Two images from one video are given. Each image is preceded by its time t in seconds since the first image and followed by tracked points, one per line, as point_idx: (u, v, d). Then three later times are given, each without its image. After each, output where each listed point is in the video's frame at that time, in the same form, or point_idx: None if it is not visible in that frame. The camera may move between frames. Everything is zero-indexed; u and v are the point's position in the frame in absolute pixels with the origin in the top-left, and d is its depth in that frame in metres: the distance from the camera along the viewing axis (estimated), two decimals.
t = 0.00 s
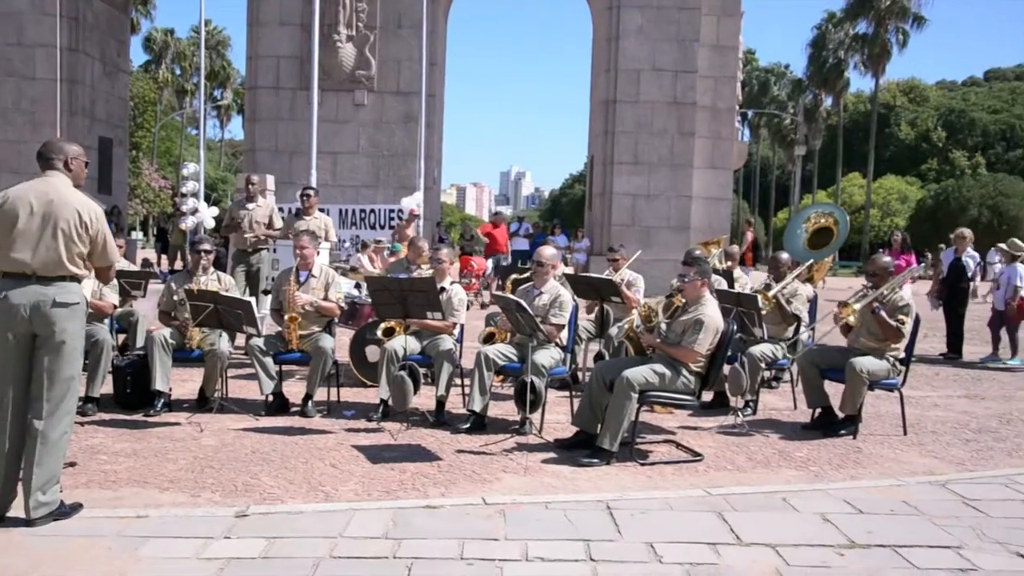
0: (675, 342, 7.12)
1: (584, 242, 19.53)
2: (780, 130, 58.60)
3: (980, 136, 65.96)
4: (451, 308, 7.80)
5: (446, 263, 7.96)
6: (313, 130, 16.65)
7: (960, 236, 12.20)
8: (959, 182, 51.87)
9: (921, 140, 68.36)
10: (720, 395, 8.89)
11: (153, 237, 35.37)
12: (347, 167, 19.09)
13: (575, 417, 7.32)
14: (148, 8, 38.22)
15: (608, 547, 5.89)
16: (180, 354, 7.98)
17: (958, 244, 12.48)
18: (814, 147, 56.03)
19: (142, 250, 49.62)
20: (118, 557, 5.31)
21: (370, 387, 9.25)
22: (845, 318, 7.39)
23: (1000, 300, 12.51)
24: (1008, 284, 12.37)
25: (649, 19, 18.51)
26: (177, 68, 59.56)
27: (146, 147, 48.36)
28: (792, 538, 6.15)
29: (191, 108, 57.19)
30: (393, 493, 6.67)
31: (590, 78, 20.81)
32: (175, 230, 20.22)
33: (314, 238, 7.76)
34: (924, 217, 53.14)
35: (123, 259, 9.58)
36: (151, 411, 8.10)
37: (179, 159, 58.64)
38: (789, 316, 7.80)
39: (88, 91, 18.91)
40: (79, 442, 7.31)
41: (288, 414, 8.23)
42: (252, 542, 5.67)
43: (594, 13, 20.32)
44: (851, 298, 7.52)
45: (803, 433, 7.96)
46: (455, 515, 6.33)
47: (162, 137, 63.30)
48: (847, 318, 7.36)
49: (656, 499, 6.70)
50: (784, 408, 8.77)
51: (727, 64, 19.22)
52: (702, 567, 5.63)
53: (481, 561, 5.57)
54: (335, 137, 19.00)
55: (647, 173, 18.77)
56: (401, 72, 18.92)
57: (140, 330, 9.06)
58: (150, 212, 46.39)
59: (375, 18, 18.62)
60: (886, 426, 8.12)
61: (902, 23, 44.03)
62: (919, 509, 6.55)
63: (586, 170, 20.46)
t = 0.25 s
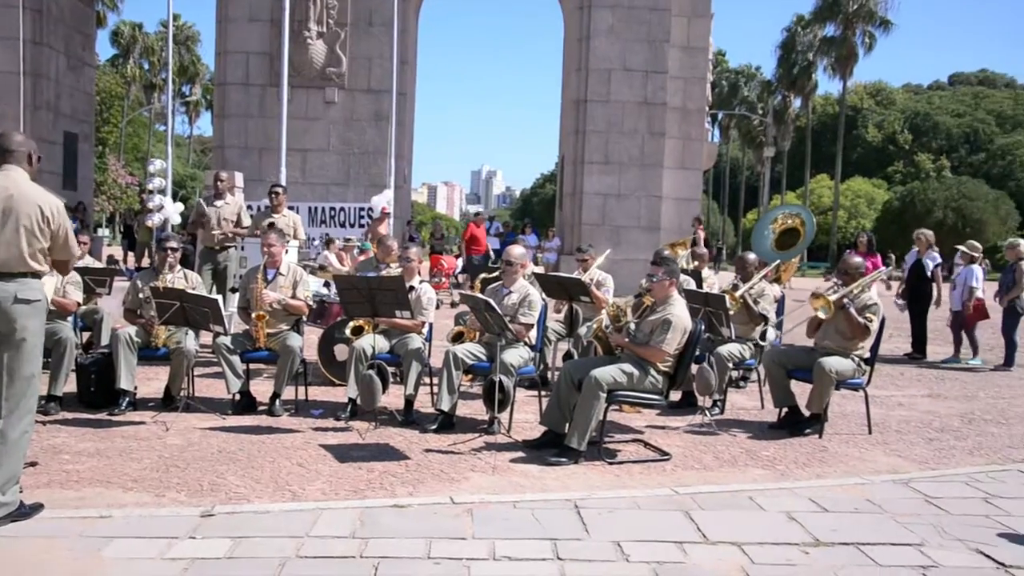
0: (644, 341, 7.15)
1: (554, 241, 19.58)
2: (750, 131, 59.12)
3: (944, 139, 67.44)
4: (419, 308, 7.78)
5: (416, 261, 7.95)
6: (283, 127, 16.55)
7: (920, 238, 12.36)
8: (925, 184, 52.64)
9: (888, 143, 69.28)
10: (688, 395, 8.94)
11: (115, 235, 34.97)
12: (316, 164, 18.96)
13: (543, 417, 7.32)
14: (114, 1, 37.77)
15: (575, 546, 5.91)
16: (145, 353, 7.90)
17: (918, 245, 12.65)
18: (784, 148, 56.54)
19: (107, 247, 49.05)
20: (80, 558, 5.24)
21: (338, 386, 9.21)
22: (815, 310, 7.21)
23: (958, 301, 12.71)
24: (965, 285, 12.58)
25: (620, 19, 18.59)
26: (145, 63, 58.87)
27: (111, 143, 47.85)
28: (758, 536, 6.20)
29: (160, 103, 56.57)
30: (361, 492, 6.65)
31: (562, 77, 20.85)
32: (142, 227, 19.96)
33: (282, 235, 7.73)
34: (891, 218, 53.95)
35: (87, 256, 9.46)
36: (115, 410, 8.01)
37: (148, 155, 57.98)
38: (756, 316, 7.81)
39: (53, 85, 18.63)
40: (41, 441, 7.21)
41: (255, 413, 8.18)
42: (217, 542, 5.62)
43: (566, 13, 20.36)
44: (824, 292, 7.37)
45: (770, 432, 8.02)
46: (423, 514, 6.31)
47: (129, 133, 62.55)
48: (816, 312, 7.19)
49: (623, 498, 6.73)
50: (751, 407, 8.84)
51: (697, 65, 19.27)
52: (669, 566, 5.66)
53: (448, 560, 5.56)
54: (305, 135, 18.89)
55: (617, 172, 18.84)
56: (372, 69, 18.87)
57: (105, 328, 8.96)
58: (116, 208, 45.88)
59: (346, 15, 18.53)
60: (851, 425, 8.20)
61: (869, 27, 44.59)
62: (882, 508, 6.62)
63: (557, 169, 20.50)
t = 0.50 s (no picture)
0: (615, 342, 7.17)
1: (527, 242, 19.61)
2: (722, 133, 59.50)
3: (910, 141, 68.85)
4: (392, 310, 7.74)
5: (387, 263, 7.92)
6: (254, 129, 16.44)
7: (885, 239, 12.46)
8: (893, 185, 53.35)
9: (857, 144, 70.10)
10: (660, 395, 8.98)
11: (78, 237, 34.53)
12: (288, 166, 18.88)
13: (515, 418, 7.32)
14: (79, 1, 37.29)
15: (547, 547, 5.91)
16: (114, 356, 7.82)
17: (883, 246, 12.76)
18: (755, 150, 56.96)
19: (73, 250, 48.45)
20: (46, 566, 5.17)
21: (310, 389, 9.16)
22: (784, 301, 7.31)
23: (921, 299, 12.88)
24: (928, 283, 12.74)
25: (592, 21, 18.64)
26: (113, 63, 58.19)
27: (78, 144, 47.31)
28: (730, 535, 6.24)
29: (128, 104, 55.95)
30: (333, 496, 6.61)
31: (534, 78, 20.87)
32: (110, 229, 19.65)
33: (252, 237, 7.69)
34: (860, 219, 54.71)
35: (53, 258, 9.34)
36: (83, 415, 7.91)
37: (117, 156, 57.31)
38: (727, 316, 7.87)
39: (18, 84, 18.35)
40: (7, 447, 7.10)
41: (226, 416, 8.12)
42: (187, 547, 5.57)
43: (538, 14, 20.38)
44: (798, 283, 7.44)
45: (742, 432, 8.07)
46: (395, 517, 6.29)
47: (97, 134, 61.79)
48: (786, 303, 7.29)
49: (596, 499, 6.74)
50: (723, 407, 8.89)
51: (668, 66, 19.32)
52: (641, 566, 5.68)
53: (421, 563, 5.55)
54: (277, 136, 18.77)
55: (590, 174, 18.89)
56: (343, 70, 18.80)
57: (72, 332, 8.85)
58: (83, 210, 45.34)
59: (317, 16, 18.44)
60: (821, 424, 8.27)
61: (837, 29, 45.05)
62: (852, 506, 6.68)
63: (530, 171, 20.51)
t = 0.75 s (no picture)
0: (584, 345, 7.18)
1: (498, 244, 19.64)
2: (692, 135, 59.93)
3: (876, 144, 71.06)
4: (361, 312, 7.73)
5: (356, 266, 7.90)
6: (221, 131, 16.34)
7: (846, 242, 12.55)
8: (860, 187, 54.11)
9: (824, 147, 70.98)
10: (629, 397, 9.01)
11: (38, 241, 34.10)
12: (256, 169, 18.78)
13: (485, 421, 7.33)
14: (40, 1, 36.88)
15: (516, 550, 5.91)
16: (78, 361, 7.73)
17: (844, 248, 12.87)
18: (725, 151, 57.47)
19: (37, 253, 47.86)
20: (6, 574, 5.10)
21: (279, 392, 9.11)
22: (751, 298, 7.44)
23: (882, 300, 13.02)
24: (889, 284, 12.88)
25: (562, 23, 18.68)
26: (78, 64, 57.50)
27: (41, 147, 46.79)
28: (697, 536, 6.27)
29: (95, 105, 55.34)
30: (301, 500, 6.57)
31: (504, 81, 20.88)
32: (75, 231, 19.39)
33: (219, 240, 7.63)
34: (828, 221, 55.42)
35: (15, 262, 9.21)
36: (46, 420, 7.80)
37: (83, 158, 56.55)
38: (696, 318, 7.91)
39: None
40: None
41: (193, 421, 8.05)
42: (152, 554, 5.50)
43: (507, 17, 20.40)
44: (766, 282, 7.54)
45: (710, 433, 8.12)
46: (363, 521, 6.26)
47: (63, 135, 61.04)
48: (752, 299, 7.44)
49: (565, 501, 6.75)
50: (692, 409, 8.94)
51: (637, 69, 19.38)
52: (609, 568, 5.68)
53: (388, 566, 5.52)
54: (245, 138, 18.66)
55: (559, 176, 18.93)
56: (312, 72, 18.66)
57: (35, 337, 8.73)
58: (47, 212, 44.83)
59: (285, 17, 18.35)
60: (789, 425, 8.34)
61: (805, 33, 45.53)
62: (818, 505, 6.74)
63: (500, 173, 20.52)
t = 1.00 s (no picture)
0: (555, 346, 7.20)
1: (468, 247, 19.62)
2: (663, 137, 60.32)
3: (844, 147, 72.15)
4: (331, 314, 7.73)
5: (326, 268, 7.86)
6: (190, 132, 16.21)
7: (806, 245, 12.61)
8: (829, 189, 54.83)
9: (793, 149, 71.81)
10: (601, 398, 9.03)
11: None
12: (225, 170, 18.66)
13: (455, 423, 7.32)
14: None
15: (487, 552, 5.90)
16: (43, 364, 7.62)
17: (803, 251, 12.94)
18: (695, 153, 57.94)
19: None
20: None
21: (248, 395, 9.04)
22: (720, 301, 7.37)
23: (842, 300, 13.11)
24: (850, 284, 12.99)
25: (532, 25, 18.71)
26: (43, 63, 56.78)
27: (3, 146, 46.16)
28: (667, 536, 6.29)
29: (59, 105, 54.67)
30: (270, 503, 6.52)
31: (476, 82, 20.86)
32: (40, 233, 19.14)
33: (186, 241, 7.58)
34: (797, 222, 56.10)
35: None
36: (10, 425, 7.69)
37: (49, 159, 55.76)
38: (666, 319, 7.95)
39: None
40: None
41: (161, 424, 7.97)
42: (118, 559, 5.44)
43: (478, 18, 20.40)
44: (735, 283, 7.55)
45: (681, 433, 8.16)
46: (333, 524, 6.22)
47: (27, 136, 60.23)
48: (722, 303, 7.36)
49: (536, 503, 6.76)
50: (663, 409, 8.98)
51: (608, 71, 19.41)
52: (580, 569, 5.69)
53: (358, 569, 5.49)
54: (214, 139, 18.52)
55: (531, 178, 18.97)
56: (282, 73, 18.54)
57: None
58: (10, 213, 44.25)
59: (254, 18, 18.23)
60: (759, 425, 8.40)
61: (775, 37, 45.95)
62: (787, 504, 6.80)
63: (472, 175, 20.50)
